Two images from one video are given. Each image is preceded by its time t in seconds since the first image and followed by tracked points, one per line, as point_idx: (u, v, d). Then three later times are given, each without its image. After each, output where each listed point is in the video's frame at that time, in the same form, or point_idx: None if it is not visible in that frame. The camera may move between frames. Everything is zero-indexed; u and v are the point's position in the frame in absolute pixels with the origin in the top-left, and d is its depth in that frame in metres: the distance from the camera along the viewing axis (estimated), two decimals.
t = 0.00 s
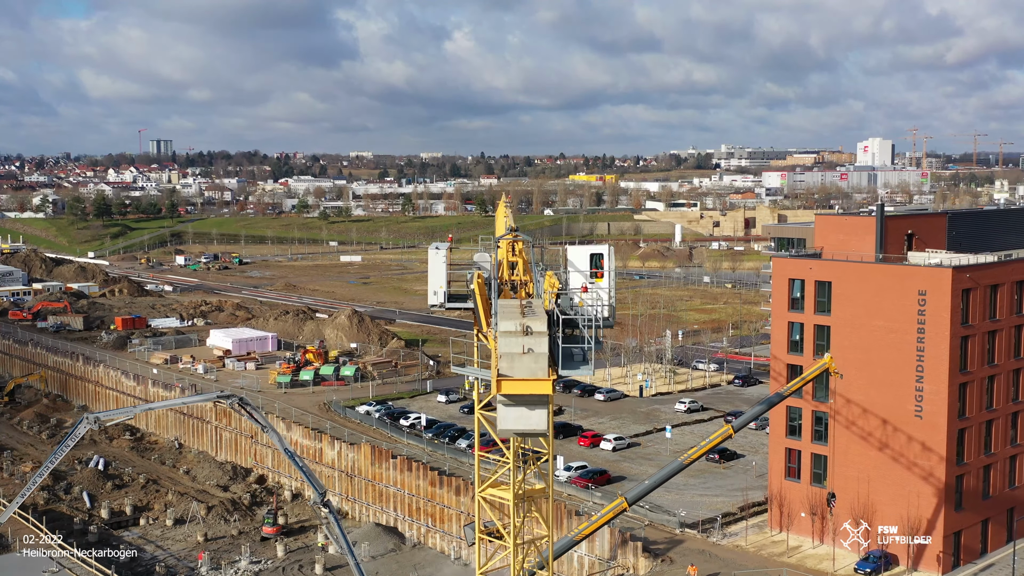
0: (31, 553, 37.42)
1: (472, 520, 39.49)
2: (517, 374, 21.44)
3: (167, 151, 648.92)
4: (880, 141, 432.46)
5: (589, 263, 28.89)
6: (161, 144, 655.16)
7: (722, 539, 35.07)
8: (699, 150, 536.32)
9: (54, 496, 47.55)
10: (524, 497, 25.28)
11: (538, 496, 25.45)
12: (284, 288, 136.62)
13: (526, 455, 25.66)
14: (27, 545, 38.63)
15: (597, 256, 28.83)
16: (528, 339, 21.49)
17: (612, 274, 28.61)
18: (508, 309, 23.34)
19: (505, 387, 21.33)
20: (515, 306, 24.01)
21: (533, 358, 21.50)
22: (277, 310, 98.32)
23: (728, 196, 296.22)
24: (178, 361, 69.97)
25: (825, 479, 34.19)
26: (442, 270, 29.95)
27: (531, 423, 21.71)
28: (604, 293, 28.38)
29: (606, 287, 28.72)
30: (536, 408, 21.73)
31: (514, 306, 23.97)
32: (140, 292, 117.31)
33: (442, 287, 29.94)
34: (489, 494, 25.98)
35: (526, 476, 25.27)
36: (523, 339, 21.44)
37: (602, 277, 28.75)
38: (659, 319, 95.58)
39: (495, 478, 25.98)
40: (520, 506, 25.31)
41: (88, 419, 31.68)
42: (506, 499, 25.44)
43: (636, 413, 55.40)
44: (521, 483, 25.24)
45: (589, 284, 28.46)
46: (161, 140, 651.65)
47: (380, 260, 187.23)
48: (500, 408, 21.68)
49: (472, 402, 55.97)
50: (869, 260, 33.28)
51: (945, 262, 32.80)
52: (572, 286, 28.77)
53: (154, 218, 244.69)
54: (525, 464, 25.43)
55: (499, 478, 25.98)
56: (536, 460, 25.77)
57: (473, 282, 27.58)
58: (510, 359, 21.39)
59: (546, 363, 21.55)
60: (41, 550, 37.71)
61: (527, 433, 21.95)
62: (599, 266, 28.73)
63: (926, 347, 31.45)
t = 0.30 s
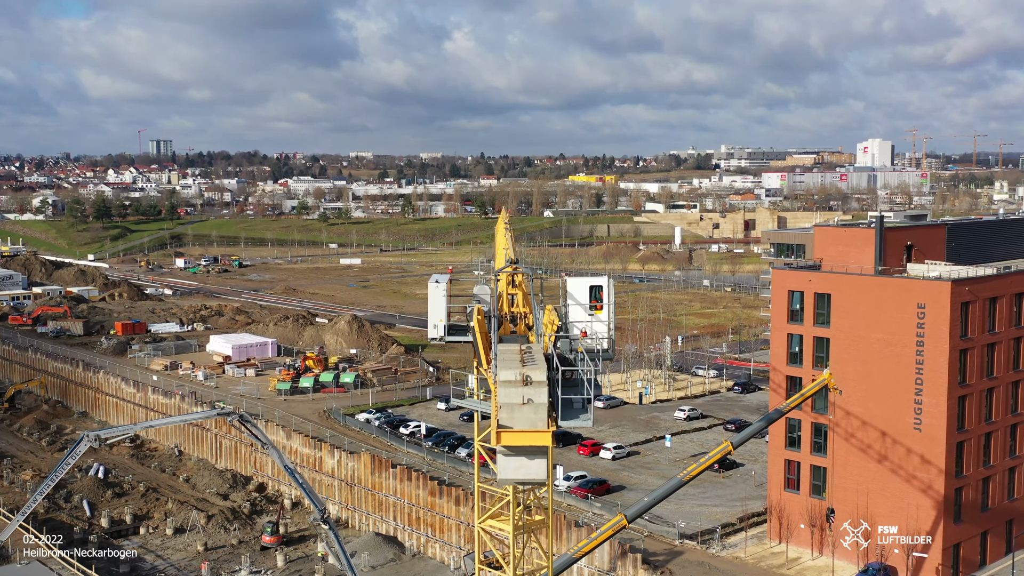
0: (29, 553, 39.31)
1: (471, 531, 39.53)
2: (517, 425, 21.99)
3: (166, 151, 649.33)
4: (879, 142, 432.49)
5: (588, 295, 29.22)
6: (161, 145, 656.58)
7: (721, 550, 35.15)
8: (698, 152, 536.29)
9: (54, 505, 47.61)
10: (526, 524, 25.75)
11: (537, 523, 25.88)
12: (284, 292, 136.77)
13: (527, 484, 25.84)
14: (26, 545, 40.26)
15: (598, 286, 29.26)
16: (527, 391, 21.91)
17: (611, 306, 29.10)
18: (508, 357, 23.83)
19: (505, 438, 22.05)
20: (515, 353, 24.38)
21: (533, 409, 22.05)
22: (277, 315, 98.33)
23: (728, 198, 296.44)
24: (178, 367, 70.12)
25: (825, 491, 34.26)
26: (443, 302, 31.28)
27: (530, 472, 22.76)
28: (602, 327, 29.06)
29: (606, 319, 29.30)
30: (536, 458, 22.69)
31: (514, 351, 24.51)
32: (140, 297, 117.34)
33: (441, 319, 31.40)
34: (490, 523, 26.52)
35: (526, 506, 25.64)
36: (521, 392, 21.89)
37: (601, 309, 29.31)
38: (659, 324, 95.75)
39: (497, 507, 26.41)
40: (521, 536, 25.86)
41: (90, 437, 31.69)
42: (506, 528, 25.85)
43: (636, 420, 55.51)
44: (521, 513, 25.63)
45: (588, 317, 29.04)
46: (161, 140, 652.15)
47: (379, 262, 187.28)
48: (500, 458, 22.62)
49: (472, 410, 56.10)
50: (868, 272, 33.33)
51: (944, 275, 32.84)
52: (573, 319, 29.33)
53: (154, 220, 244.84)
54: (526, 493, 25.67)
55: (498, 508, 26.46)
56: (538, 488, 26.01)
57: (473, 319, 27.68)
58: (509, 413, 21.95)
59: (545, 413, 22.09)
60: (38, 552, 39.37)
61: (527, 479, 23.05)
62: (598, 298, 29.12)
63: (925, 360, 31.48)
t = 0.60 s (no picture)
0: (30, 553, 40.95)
1: (471, 541, 39.54)
2: (517, 472, 22.95)
3: (166, 152, 649.65)
4: (879, 143, 433.08)
5: (588, 324, 29.60)
6: (160, 146, 656.98)
7: (720, 560, 35.18)
8: (698, 153, 536.41)
9: (54, 513, 47.66)
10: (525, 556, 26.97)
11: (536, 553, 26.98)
12: (283, 295, 136.81)
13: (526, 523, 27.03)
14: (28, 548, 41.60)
15: (596, 316, 29.68)
16: (527, 437, 22.90)
17: (610, 335, 29.49)
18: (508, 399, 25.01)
19: (506, 484, 22.79)
20: (515, 396, 25.39)
21: (532, 454, 22.92)
22: (277, 319, 98.39)
23: (728, 199, 296.61)
24: (178, 373, 70.17)
25: (824, 501, 34.28)
26: (443, 334, 31.85)
27: (530, 516, 23.19)
28: (601, 357, 29.44)
29: (605, 348, 29.73)
30: (535, 503, 23.16)
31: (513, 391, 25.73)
32: (140, 301, 117.41)
33: (441, 349, 31.96)
34: (491, 552, 27.74)
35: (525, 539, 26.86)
36: (521, 437, 22.85)
37: (600, 339, 29.72)
38: (659, 328, 95.83)
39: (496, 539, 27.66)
40: (521, 564, 27.28)
41: (91, 454, 31.71)
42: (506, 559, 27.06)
43: (636, 427, 55.56)
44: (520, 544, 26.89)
45: (588, 347, 29.43)
46: (161, 140, 652.22)
47: (379, 265, 187.42)
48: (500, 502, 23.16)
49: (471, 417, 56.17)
50: (868, 284, 33.36)
51: (943, 286, 32.86)
52: (573, 349, 29.62)
53: (154, 222, 244.79)
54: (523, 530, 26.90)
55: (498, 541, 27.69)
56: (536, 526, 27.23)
57: (473, 353, 28.32)
58: (507, 457, 22.85)
59: (544, 459, 22.97)
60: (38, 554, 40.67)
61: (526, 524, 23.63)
62: (597, 327, 29.53)
63: (924, 372, 31.53)
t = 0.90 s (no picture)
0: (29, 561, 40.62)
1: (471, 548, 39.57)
2: (517, 514, 21.07)
3: (165, 150, 649.26)
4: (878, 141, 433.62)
5: (587, 350, 30.16)
6: (159, 143, 657.69)
7: (719, 566, 35.24)
8: (697, 151, 536.47)
9: (54, 518, 47.66)
10: None
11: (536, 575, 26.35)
12: (283, 296, 136.88)
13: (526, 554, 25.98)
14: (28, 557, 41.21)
15: (596, 342, 30.24)
16: (526, 477, 21.18)
17: (610, 361, 30.20)
18: (508, 437, 23.38)
19: (505, 527, 20.99)
20: (514, 433, 23.84)
21: (532, 496, 21.19)
22: (276, 321, 98.40)
23: (727, 197, 296.94)
24: (178, 376, 70.25)
25: (823, 508, 34.36)
26: (443, 360, 31.94)
27: (530, 557, 21.63)
28: (601, 383, 30.12)
29: (604, 374, 30.36)
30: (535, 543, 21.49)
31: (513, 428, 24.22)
32: (140, 302, 117.46)
33: (441, 377, 32.08)
34: None
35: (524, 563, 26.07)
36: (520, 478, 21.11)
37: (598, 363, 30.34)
38: (659, 330, 96.01)
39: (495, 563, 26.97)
40: None
41: (91, 467, 31.85)
42: None
43: (635, 431, 55.61)
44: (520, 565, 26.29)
45: (588, 373, 30.04)
46: (160, 139, 652.20)
47: (379, 264, 187.63)
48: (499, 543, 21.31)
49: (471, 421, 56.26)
50: (868, 293, 33.42)
51: (942, 294, 32.93)
52: (572, 375, 30.16)
53: (153, 221, 244.65)
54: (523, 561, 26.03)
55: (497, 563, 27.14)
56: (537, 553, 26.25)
57: (473, 384, 27.25)
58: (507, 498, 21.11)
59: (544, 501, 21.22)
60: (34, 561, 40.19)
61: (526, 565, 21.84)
62: (596, 353, 30.08)
63: (923, 381, 31.58)
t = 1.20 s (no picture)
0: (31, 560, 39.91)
1: (471, 538, 39.78)
2: (517, 542, 20.80)
3: (163, 134, 648.33)
4: (878, 125, 433.43)
5: (586, 362, 28.83)
6: (157, 127, 656.39)
7: (718, 559, 35.42)
8: (697, 134, 535.21)
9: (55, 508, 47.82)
10: None
11: None
12: (282, 282, 136.95)
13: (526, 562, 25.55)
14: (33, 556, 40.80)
15: (593, 353, 28.90)
16: (526, 506, 20.74)
17: (610, 373, 28.82)
18: (507, 461, 22.58)
19: (504, 555, 20.88)
20: (514, 458, 22.96)
21: (532, 524, 20.87)
22: (276, 308, 98.45)
23: (727, 181, 296.75)
24: (178, 365, 70.44)
25: (821, 502, 34.48)
26: (444, 376, 31.72)
27: None
28: (601, 397, 28.85)
29: (605, 387, 29.03)
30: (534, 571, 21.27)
31: (512, 450, 23.43)
32: (140, 289, 117.42)
33: (441, 391, 31.87)
34: None
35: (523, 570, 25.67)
36: (520, 507, 20.70)
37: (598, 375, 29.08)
38: (658, 318, 96.21)
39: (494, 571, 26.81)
40: None
41: (91, 469, 30.83)
42: None
43: (635, 421, 55.83)
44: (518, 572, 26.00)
45: (588, 387, 28.73)
46: (159, 123, 650.71)
47: (378, 250, 187.58)
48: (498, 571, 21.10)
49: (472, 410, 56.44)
50: (867, 287, 33.51)
51: (942, 289, 33.01)
52: (571, 388, 28.84)
53: (152, 206, 244.19)
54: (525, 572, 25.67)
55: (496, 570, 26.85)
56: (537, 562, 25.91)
57: (473, 400, 26.64)
58: (508, 530, 20.71)
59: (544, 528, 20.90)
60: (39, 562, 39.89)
61: None
62: (597, 366, 28.80)
63: (922, 375, 31.66)
